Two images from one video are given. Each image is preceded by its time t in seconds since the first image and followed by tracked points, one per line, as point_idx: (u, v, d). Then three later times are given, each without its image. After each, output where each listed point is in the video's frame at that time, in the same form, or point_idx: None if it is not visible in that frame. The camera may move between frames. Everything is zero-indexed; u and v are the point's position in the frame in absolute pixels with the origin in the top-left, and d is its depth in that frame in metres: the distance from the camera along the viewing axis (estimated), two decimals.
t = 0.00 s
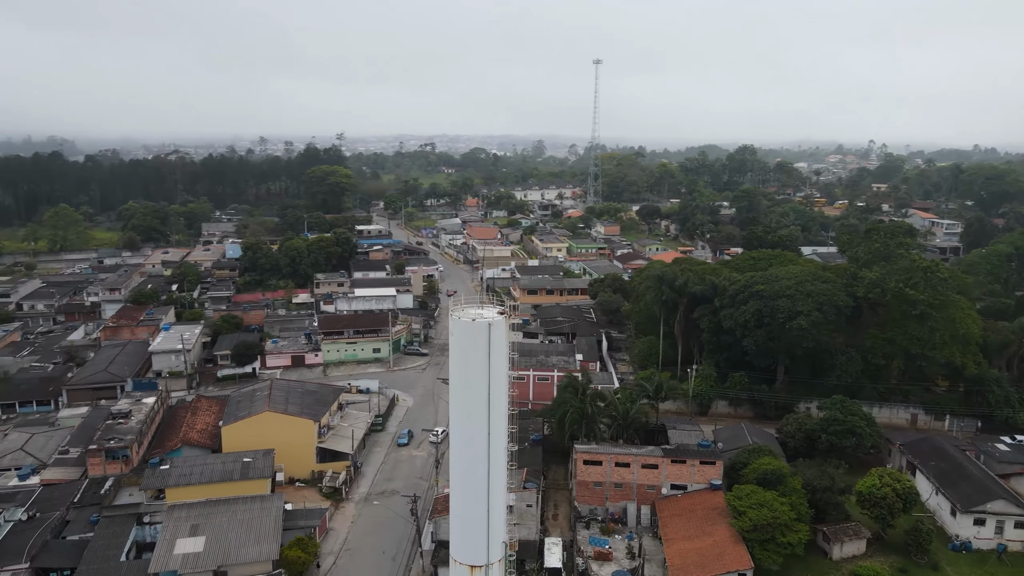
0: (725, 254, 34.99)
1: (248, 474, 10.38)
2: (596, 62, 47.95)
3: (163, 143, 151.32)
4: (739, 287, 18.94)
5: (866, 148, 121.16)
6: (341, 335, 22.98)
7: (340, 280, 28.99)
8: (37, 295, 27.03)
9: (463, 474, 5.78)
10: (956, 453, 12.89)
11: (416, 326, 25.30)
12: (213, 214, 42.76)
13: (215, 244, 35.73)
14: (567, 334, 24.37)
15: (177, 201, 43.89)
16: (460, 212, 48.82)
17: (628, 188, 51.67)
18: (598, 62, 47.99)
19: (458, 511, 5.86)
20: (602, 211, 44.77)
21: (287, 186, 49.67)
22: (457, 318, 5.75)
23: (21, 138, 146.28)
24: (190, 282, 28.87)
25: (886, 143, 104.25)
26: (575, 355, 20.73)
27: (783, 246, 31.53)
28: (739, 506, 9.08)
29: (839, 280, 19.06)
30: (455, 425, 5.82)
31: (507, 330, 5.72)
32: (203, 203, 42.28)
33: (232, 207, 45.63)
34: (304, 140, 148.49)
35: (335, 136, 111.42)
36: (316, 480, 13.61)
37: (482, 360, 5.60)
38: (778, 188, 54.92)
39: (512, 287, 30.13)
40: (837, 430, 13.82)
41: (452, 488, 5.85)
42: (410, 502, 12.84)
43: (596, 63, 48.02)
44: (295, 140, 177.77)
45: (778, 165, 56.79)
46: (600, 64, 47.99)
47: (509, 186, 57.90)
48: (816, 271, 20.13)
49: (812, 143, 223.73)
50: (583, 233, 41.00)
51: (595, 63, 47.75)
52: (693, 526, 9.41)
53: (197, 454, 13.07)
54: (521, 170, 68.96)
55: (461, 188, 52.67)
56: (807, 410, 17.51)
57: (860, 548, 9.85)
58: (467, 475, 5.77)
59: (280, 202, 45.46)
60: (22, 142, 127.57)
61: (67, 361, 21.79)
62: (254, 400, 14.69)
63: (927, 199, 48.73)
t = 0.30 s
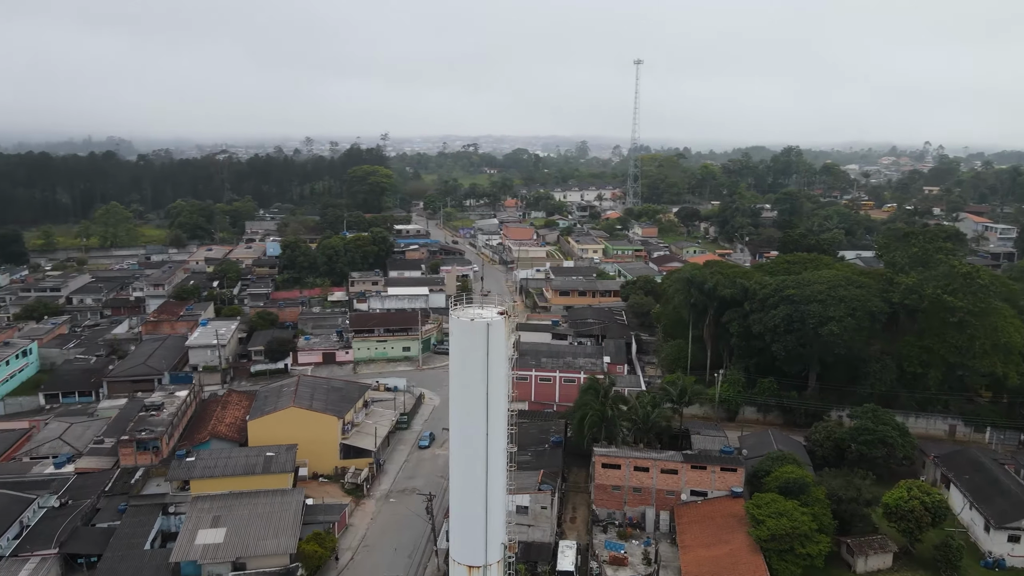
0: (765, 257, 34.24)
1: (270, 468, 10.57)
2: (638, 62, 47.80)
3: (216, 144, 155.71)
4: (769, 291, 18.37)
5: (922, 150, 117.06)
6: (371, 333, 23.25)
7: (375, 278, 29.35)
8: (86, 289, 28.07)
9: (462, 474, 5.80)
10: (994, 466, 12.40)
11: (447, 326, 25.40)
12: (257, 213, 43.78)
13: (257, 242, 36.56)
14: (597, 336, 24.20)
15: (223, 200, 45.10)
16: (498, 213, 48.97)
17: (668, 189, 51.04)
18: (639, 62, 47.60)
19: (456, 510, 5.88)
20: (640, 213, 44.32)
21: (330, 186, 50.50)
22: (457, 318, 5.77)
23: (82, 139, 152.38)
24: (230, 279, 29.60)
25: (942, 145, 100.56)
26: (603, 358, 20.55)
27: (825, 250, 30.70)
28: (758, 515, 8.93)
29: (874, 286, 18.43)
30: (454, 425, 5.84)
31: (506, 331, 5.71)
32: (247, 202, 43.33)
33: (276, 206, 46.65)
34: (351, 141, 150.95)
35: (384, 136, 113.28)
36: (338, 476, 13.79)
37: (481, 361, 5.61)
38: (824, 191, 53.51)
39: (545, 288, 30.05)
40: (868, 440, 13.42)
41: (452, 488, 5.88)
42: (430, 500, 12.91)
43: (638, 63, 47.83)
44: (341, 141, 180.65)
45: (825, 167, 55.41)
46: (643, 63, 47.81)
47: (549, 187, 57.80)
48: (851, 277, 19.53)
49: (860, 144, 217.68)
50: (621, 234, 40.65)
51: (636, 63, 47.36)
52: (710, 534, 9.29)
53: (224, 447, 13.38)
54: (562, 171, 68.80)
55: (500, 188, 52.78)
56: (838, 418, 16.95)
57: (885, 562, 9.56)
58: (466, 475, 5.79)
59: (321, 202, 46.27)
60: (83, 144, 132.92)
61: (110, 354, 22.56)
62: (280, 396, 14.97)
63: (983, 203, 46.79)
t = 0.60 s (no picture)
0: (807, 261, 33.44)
1: (293, 462, 10.76)
2: (678, 61, 48.50)
3: (264, 145, 159.48)
4: (801, 295, 17.73)
5: (982, 152, 112.46)
6: (402, 332, 23.49)
7: (409, 278, 29.70)
8: (133, 284, 29.05)
9: (460, 475, 5.81)
10: None
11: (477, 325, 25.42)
12: (300, 212, 44.77)
13: (298, 241, 37.34)
14: (627, 339, 24.00)
15: (267, 199, 46.19)
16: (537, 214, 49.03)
17: (709, 191, 50.30)
18: (680, 62, 47.04)
19: (456, 510, 5.89)
20: (679, 215, 43.80)
21: (371, 186, 51.27)
22: (457, 318, 5.78)
23: (138, 140, 158.04)
24: (270, 277, 30.28)
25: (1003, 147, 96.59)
26: (631, 360, 20.34)
27: (870, 255, 29.81)
28: (778, 524, 8.76)
29: (911, 292, 17.74)
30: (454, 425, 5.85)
31: (506, 332, 5.70)
32: (291, 201, 44.32)
33: (318, 205, 47.56)
34: (395, 142, 152.67)
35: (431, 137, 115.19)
36: (361, 473, 13.97)
37: (480, 362, 5.62)
38: (873, 194, 51.93)
39: (578, 289, 29.95)
40: (899, 450, 12.99)
41: (451, 487, 5.90)
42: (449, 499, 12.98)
43: (677, 62, 48.46)
44: (385, 142, 183.02)
45: (874, 168, 53.84)
46: (683, 64, 48.40)
47: (589, 188, 57.60)
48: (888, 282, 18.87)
49: (913, 145, 210.58)
50: (659, 236, 40.24)
51: (677, 63, 46.80)
52: (728, 543, 9.15)
53: (250, 442, 13.69)
54: (603, 172, 68.47)
55: (539, 189, 52.86)
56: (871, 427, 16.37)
57: None
58: (465, 475, 5.81)
59: (361, 201, 47.00)
60: (140, 145, 137.81)
61: (151, 347, 23.29)
62: (307, 392, 15.25)
63: None
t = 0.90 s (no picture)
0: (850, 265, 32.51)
1: (315, 458, 10.95)
2: (720, 62, 45.77)
3: (312, 145, 162.57)
4: (833, 300, 17.21)
5: None
6: (432, 331, 23.65)
7: (443, 278, 29.91)
8: (177, 280, 29.91)
9: (459, 474, 5.86)
10: None
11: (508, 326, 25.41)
12: (341, 211, 45.59)
13: (337, 240, 37.99)
14: (658, 342, 23.73)
15: (310, 198, 46.98)
16: (575, 215, 48.90)
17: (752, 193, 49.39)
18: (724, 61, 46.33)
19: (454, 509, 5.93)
20: (719, 218, 43.11)
21: (412, 186, 51.76)
22: (459, 318, 5.86)
23: (191, 140, 162.93)
24: (308, 275, 30.85)
25: None
26: (659, 364, 20.09)
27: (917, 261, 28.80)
28: (797, 535, 8.61)
29: (951, 299, 17.09)
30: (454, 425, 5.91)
31: (506, 332, 5.75)
32: (332, 200, 45.13)
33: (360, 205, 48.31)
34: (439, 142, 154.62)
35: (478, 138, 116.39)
36: (384, 470, 14.13)
37: (478, 361, 5.68)
38: (925, 197, 50.13)
39: (611, 291, 29.74)
40: (932, 462, 12.55)
41: (451, 487, 5.94)
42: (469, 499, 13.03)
43: (721, 64, 45.79)
44: (429, 142, 185.45)
45: (927, 171, 52.07)
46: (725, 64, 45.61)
47: (629, 189, 57.18)
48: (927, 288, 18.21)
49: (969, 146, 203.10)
50: (698, 238, 39.70)
51: (720, 63, 46.04)
52: (746, 552, 9.02)
53: (277, 436, 13.98)
54: (646, 173, 67.89)
55: (578, 190, 52.73)
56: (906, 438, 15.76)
57: None
58: (464, 475, 5.85)
59: (401, 201, 47.48)
60: (194, 145, 142.01)
61: (191, 341, 23.93)
62: (333, 389, 15.49)
63: None
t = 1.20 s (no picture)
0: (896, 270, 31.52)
1: (337, 453, 11.13)
2: (766, 61, 45.04)
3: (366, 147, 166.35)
4: (868, 306, 16.72)
5: None
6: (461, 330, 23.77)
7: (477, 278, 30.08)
8: (219, 277, 30.73)
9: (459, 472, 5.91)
10: None
11: (538, 326, 25.39)
12: (382, 210, 46.33)
13: (376, 239, 38.55)
14: (689, 346, 23.42)
15: (351, 197, 47.65)
16: (616, 216, 48.66)
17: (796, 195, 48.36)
18: (768, 61, 45.43)
19: (454, 508, 5.97)
20: (761, 220, 42.34)
21: (452, 186, 52.09)
22: (459, 317, 5.93)
23: (242, 141, 167.25)
24: (345, 273, 31.32)
25: None
26: (688, 367, 19.80)
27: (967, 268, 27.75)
28: (817, 545, 8.46)
29: (993, 306, 16.44)
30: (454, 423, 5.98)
31: (506, 332, 5.80)
32: (373, 200, 45.86)
33: (401, 204, 48.98)
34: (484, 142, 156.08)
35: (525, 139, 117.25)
36: (407, 467, 14.28)
37: (477, 360, 5.75)
38: (981, 201, 48.23)
39: (645, 293, 29.48)
40: (967, 475, 12.09)
41: (452, 488, 6.00)
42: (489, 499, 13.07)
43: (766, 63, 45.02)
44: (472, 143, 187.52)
45: (983, 173, 50.11)
46: (771, 63, 44.89)
47: (671, 191, 56.59)
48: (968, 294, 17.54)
49: None
50: (738, 241, 39.06)
51: (764, 63, 45.11)
52: (764, 561, 8.89)
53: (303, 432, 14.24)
54: (689, 175, 67.10)
55: (617, 192, 52.46)
56: (942, 449, 15.09)
57: None
58: (463, 475, 5.91)
59: (441, 201, 47.84)
60: (246, 145, 145.81)
61: (228, 337, 24.52)
62: (359, 386, 15.72)
63: None
